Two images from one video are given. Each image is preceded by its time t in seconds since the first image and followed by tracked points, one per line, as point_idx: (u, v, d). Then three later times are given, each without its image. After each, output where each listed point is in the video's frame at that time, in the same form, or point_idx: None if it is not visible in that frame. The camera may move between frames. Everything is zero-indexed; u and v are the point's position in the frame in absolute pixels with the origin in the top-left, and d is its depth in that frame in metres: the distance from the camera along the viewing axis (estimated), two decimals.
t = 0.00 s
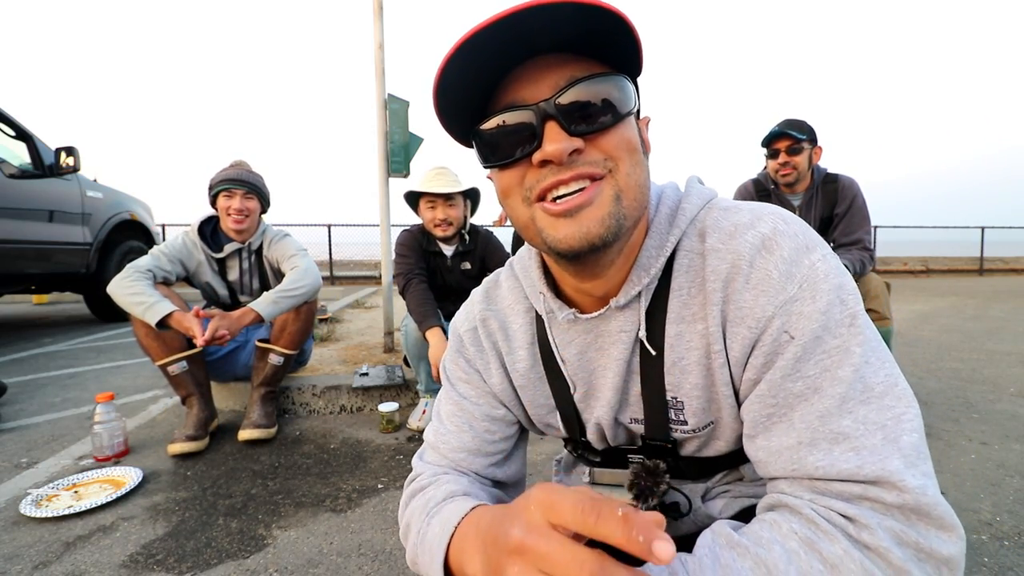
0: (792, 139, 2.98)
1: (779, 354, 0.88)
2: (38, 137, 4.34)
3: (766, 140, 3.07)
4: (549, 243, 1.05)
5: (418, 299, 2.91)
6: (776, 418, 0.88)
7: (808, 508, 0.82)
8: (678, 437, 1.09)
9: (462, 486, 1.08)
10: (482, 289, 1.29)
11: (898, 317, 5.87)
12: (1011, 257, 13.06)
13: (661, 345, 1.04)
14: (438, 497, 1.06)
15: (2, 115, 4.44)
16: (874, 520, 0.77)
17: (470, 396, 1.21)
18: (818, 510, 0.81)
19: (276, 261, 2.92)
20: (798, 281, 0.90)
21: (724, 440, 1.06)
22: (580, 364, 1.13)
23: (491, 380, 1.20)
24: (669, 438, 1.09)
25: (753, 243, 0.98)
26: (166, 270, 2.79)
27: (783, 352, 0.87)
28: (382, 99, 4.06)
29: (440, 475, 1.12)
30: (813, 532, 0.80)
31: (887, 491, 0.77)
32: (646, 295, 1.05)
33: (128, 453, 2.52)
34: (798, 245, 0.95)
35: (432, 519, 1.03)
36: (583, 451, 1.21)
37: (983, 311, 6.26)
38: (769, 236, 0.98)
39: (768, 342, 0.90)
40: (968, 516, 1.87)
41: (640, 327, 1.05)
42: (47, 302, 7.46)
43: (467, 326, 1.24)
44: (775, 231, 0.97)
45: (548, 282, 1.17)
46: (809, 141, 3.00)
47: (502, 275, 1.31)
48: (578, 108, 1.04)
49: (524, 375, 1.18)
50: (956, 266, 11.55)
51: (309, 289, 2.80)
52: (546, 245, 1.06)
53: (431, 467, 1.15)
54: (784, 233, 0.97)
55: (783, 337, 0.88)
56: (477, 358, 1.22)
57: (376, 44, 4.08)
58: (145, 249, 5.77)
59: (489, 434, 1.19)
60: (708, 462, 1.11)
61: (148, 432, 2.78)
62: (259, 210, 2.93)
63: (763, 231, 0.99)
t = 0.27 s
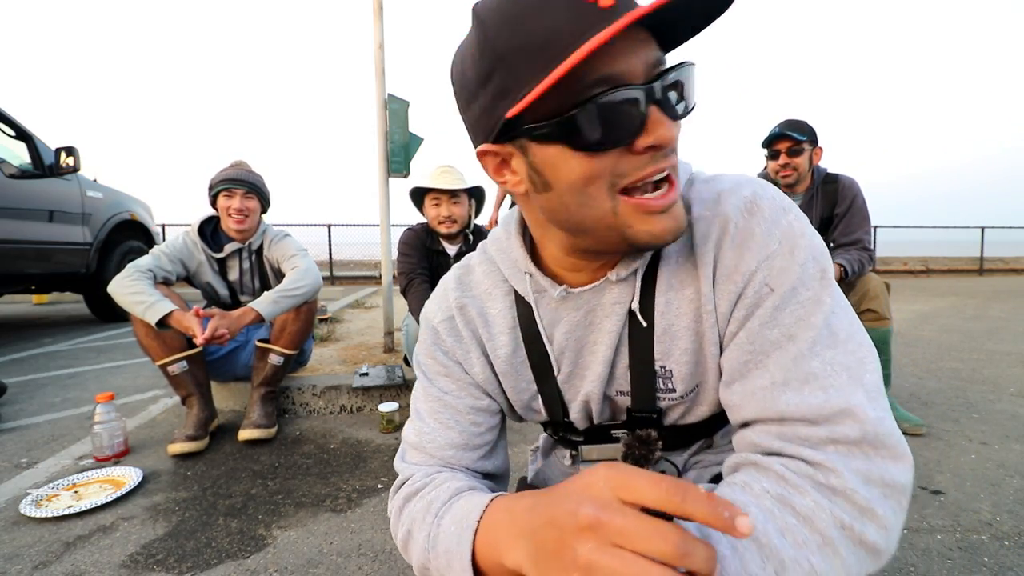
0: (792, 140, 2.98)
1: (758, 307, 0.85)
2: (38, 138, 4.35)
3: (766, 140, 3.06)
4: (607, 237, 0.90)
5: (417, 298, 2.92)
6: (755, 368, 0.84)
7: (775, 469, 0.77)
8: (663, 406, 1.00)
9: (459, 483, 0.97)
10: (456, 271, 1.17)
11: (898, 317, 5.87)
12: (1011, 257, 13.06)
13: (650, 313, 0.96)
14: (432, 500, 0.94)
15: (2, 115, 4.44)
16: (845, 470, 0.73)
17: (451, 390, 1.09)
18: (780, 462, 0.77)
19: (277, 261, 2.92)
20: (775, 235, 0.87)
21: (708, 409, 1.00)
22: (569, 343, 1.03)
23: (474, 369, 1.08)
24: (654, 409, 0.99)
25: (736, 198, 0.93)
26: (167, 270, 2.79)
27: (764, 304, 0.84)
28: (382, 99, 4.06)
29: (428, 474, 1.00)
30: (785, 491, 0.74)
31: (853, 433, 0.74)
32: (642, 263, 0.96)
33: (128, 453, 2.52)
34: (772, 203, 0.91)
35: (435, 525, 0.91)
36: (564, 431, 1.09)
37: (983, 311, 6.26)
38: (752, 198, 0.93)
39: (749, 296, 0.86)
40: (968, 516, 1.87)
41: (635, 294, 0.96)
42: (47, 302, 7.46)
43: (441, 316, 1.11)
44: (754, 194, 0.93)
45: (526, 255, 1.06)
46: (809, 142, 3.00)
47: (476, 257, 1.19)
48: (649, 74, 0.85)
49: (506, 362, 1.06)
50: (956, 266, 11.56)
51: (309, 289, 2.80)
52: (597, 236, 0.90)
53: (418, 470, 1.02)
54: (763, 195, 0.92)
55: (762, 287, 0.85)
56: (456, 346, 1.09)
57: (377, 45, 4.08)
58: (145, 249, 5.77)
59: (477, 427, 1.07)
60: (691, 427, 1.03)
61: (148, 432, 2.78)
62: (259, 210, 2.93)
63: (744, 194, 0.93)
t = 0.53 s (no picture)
0: (792, 140, 2.98)
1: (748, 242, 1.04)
2: (38, 138, 4.35)
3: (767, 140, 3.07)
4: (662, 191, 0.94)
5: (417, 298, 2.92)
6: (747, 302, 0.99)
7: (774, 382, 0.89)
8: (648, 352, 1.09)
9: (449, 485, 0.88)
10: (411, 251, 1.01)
11: (898, 317, 5.87)
12: (1011, 257, 13.05)
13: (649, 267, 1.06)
14: (424, 511, 0.84)
15: (2, 115, 4.44)
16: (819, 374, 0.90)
17: (415, 392, 0.95)
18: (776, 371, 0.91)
19: (276, 261, 2.93)
20: (753, 201, 1.07)
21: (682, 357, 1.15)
22: (573, 310, 1.05)
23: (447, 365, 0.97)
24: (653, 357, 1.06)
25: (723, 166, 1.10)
26: (166, 270, 2.79)
27: (754, 238, 1.04)
28: (382, 99, 4.06)
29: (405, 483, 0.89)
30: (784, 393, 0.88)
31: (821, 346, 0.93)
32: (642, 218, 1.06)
33: (128, 453, 2.52)
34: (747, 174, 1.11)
35: (438, 536, 0.82)
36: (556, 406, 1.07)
37: (983, 311, 6.26)
38: (736, 172, 1.10)
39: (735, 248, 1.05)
40: (968, 516, 1.87)
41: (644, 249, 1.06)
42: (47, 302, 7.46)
43: (403, 305, 0.96)
44: (731, 156, 1.13)
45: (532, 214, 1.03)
46: (809, 141, 3.00)
47: (437, 236, 1.05)
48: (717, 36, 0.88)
49: (497, 343, 1.00)
50: (956, 266, 11.56)
51: (309, 289, 2.80)
52: (654, 189, 0.93)
53: (389, 489, 0.88)
54: (738, 157, 1.13)
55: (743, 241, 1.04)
56: (425, 339, 0.96)
57: (376, 45, 4.08)
58: (145, 249, 5.77)
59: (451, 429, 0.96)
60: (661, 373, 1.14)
61: (148, 432, 2.78)
62: (258, 209, 2.93)
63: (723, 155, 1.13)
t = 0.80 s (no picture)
0: (793, 139, 2.98)
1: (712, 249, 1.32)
2: (38, 138, 4.35)
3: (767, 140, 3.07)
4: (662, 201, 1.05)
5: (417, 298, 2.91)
6: (716, 294, 1.29)
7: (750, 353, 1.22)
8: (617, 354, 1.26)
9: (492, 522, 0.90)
10: (414, 280, 0.97)
11: (898, 317, 5.86)
12: (1011, 257, 13.03)
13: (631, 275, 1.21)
14: (478, 552, 0.85)
15: (2, 115, 4.45)
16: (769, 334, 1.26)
17: (430, 429, 0.94)
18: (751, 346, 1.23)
19: (276, 261, 2.92)
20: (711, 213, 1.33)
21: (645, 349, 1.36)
22: (569, 323, 1.15)
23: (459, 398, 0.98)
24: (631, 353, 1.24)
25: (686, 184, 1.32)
26: (167, 270, 2.79)
27: (716, 247, 1.32)
28: (382, 99, 4.06)
29: (444, 523, 0.89)
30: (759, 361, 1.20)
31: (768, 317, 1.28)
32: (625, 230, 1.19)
33: (128, 453, 2.52)
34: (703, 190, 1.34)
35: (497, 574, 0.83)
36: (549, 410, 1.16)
37: (983, 311, 6.25)
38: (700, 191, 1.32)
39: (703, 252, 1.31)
40: (968, 516, 1.87)
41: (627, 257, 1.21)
42: (47, 302, 7.46)
43: (414, 339, 0.93)
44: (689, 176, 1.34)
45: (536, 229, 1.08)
46: (809, 141, 3.00)
47: (435, 262, 1.01)
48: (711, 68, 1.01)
49: (508, 361, 1.05)
50: (956, 266, 11.55)
51: (309, 289, 2.80)
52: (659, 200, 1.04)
53: (423, 532, 0.88)
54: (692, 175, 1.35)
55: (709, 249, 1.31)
56: (440, 372, 0.95)
57: (376, 45, 4.08)
58: (145, 249, 5.77)
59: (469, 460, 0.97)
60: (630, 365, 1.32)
61: (148, 432, 2.78)
62: (258, 209, 2.93)
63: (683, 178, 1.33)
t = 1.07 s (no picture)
0: (793, 139, 2.97)
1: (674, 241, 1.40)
2: (38, 138, 4.35)
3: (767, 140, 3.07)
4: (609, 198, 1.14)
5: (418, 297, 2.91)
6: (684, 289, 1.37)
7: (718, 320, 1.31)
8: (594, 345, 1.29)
9: (474, 496, 0.94)
10: (386, 285, 1.05)
11: (898, 317, 5.86)
12: (1011, 257, 13.04)
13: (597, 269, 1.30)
14: (460, 527, 0.89)
15: (2, 115, 4.45)
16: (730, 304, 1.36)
17: (407, 416, 0.99)
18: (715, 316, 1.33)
19: (276, 261, 2.93)
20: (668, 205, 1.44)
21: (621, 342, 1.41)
22: (534, 314, 1.22)
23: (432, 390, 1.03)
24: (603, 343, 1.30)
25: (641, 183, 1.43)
26: (167, 270, 2.78)
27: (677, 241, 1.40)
28: (382, 99, 4.06)
29: (429, 501, 0.93)
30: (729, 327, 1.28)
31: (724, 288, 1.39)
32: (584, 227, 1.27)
33: (128, 453, 2.52)
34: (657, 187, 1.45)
35: (480, 544, 0.88)
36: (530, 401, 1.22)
37: (983, 311, 6.25)
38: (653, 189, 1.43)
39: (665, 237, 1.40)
40: (968, 516, 1.87)
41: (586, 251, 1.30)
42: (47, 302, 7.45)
43: (388, 338, 1.00)
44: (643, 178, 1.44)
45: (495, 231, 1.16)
46: (810, 141, 3.00)
47: (404, 269, 1.10)
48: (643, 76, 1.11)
49: (480, 352, 1.11)
50: (956, 266, 11.55)
51: (309, 289, 2.80)
52: (606, 198, 1.14)
53: (410, 511, 0.93)
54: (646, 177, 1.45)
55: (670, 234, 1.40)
56: (414, 364, 1.01)
57: (376, 45, 4.07)
58: (145, 249, 5.77)
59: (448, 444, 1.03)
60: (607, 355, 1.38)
61: (148, 432, 2.78)
62: (258, 209, 2.93)
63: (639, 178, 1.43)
